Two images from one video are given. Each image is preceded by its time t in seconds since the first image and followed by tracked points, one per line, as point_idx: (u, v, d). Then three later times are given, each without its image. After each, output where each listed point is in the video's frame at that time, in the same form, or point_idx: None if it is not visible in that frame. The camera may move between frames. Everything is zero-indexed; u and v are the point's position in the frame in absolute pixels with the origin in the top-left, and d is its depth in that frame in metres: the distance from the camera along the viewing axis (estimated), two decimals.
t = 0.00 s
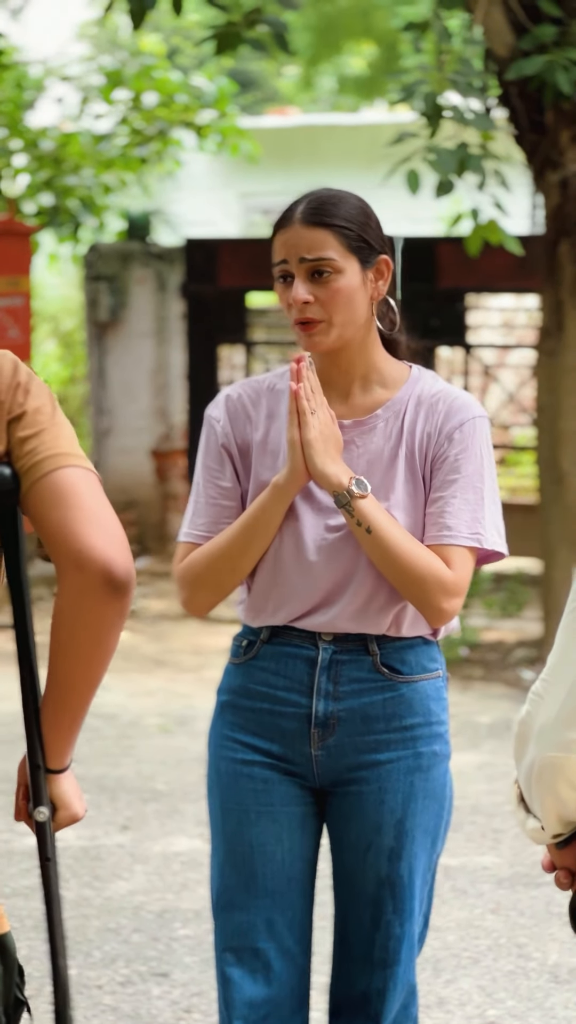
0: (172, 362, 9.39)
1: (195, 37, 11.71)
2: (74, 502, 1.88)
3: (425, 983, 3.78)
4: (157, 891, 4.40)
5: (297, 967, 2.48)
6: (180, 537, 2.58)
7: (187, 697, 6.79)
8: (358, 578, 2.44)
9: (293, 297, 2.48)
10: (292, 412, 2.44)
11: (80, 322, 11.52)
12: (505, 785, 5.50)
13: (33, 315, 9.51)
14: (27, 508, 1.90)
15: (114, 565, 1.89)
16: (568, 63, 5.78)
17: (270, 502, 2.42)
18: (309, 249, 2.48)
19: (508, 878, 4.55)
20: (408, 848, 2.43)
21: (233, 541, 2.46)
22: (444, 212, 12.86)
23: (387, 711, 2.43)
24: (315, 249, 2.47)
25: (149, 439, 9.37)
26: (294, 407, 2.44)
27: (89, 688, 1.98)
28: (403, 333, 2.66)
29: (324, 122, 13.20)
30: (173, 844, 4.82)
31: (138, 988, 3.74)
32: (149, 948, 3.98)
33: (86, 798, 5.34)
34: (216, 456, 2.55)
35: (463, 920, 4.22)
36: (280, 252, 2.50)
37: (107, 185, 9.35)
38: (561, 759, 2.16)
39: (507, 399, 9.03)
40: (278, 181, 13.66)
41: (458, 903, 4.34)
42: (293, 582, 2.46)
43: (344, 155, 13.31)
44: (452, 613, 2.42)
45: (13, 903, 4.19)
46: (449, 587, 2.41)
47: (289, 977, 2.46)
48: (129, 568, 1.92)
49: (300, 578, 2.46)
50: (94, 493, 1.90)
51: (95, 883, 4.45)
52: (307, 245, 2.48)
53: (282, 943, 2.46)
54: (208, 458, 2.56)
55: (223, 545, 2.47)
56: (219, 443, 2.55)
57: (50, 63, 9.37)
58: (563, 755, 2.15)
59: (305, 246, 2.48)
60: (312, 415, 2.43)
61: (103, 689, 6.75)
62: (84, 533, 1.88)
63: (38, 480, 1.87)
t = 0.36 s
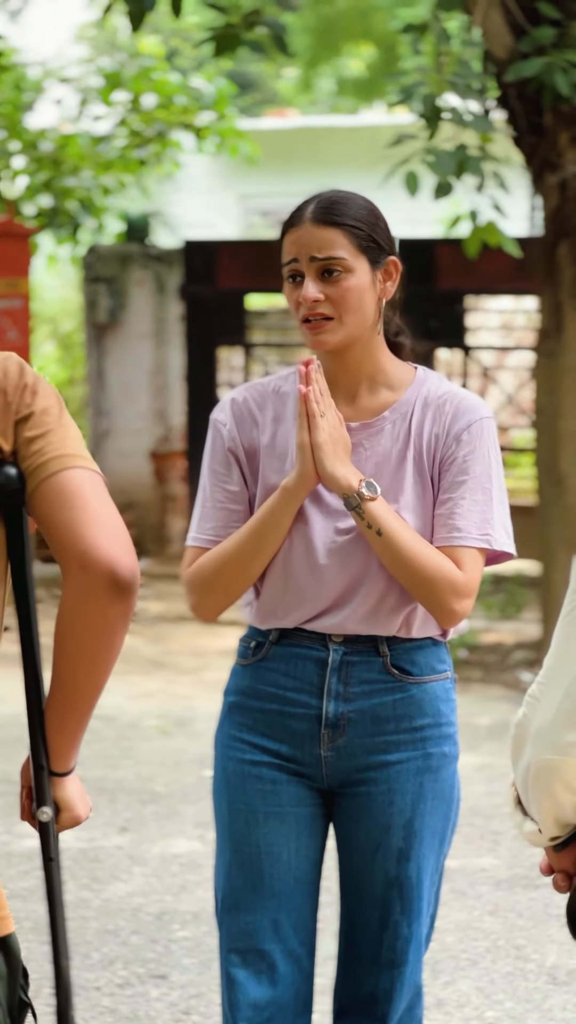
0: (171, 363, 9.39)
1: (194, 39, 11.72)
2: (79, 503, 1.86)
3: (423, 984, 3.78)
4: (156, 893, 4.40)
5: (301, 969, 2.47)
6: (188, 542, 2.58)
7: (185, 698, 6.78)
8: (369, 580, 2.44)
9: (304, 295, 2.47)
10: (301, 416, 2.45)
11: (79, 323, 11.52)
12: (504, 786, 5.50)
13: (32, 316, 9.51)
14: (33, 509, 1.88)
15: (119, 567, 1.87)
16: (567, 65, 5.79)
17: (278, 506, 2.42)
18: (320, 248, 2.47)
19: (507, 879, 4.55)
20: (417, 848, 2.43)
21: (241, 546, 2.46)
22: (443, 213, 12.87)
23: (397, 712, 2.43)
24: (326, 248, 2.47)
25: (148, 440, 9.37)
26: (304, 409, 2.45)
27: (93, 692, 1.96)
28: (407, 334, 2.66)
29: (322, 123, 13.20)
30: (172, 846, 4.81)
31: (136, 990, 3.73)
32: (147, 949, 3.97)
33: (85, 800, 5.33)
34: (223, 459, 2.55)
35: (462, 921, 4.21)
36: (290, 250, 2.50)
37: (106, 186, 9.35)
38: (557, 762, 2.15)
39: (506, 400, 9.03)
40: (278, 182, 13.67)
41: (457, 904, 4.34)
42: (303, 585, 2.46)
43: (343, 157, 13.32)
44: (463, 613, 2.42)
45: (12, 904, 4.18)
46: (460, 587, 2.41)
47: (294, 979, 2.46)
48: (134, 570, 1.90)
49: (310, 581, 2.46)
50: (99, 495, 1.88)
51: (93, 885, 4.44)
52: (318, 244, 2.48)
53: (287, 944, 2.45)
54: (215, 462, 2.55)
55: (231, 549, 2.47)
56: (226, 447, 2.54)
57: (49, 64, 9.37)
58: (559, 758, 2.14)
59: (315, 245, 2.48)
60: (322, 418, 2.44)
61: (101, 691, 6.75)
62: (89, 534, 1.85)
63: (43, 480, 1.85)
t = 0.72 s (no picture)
0: (169, 364, 9.39)
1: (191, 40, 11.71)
2: (87, 502, 1.85)
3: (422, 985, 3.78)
4: (154, 894, 4.39)
5: (302, 971, 2.46)
6: (194, 541, 2.58)
7: (183, 700, 6.78)
8: (374, 580, 2.44)
9: (311, 294, 2.47)
10: (310, 412, 2.44)
11: (77, 325, 11.54)
12: (503, 787, 5.50)
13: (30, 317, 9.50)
14: (40, 507, 1.87)
15: (128, 564, 1.87)
16: (565, 66, 5.78)
17: (284, 505, 2.42)
18: (327, 247, 2.48)
19: (505, 880, 4.55)
20: (418, 851, 2.42)
21: (245, 545, 2.45)
22: (442, 215, 12.88)
23: (401, 713, 2.43)
24: (333, 248, 2.48)
25: (146, 442, 9.35)
26: (313, 407, 2.44)
27: (106, 691, 1.95)
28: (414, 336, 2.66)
29: (320, 125, 13.20)
30: (170, 847, 4.81)
31: (134, 990, 3.73)
32: (145, 950, 3.96)
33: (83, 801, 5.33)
34: (231, 458, 2.55)
35: (460, 922, 4.21)
36: (298, 249, 2.51)
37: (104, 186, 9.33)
38: (555, 763, 2.14)
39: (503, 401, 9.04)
40: (276, 184, 13.68)
41: (455, 905, 4.34)
42: (308, 585, 2.46)
43: (341, 158, 13.34)
44: (468, 613, 2.42)
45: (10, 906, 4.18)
46: (465, 586, 2.41)
47: (294, 980, 2.45)
48: (143, 567, 1.89)
49: (315, 581, 2.46)
50: (107, 493, 1.87)
51: (91, 886, 4.44)
52: (325, 243, 2.48)
53: (288, 945, 2.45)
54: (222, 461, 2.55)
55: (236, 548, 2.47)
56: (233, 446, 2.55)
57: (46, 66, 9.36)
58: (556, 760, 2.13)
59: (323, 244, 2.48)
60: (331, 416, 2.44)
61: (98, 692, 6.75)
62: (98, 532, 1.85)
63: (51, 479, 1.85)
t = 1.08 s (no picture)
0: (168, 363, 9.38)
1: (191, 41, 11.72)
2: (96, 504, 1.84)
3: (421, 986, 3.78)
4: (153, 895, 4.39)
5: (306, 973, 2.44)
6: (199, 544, 2.57)
7: (182, 700, 6.78)
8: (380, 583, 2.44)
9: (318, 300, 2.47)
10: (315, 416, 2.44)
11: (77, 325, 11.56)
12: (502, 787, 5.50)
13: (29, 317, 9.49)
14: (50, 509, 1.87)
15: (133, 567, 1.86)
16: (565, 67, 5.78)
17: (290, 507, 2.42)
18: (334, 252, 2.47)
19: (505, 881, 4.55)
20: (425, 851, 2.42)
21: (252, 548, 2.45)
22: (441, 216, 12.89)
23: (408, 714, 2.43)
24: (339, 254, 2.47)
25: (145, 443, 9.33)
26: (318, 410, 2.44)
27: (112, 691, 1.95)
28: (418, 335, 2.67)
29: (319, 125, 13.21)
30: (169, 848, 4.80)
31: (133, 992, 3.72)
32: (144, 951, 3.96)
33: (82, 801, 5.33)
34: (235, 461, 2.54)
35: (459, 923, 4.20)
36: (304, 254, 2.49)
37: (103, 187, 9.31)
38: (551, 766, 2.09)
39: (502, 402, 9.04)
40: (274, 184, 13.68)
41: (455, 906, 4.34)
42: (315, 587, 2.46)
43: (340, 159, 13.35)
44: (475, 615, 2.42)
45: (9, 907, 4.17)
46: (472, 588, 2.41)
47: (297, 982, 2.43)
48: (149, 570, 1.88)
49: (321, 583, 2.46)
50: (116, 495, 1.86)
51: (90, 887, 4.44)
52: (332, 249, 2.47)
53: (292, 948, 2.43)
54: (226, 464, 2.55)
55: (241, 551, 2.47)
56: (237, 448, 2.54)
57: (46, 66, 9.36)
58: (553, 762, 2.09)
59: (329, 250, 2.47)
60: (336, 420, 2.44)
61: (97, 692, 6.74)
62: (105, 534, 1.84)
63: (61, 479, 1.84)
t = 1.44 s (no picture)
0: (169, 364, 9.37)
1: (192, 41, 11.72)
2: (101, 506, 1.83)
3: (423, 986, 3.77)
4: (154, 895, 4.38)
5: (312, 975, 2.42)
6: (202, 545, 2.57)
7: (182, 701, 6.78)
8: (385, 585, 2.44)
9: (326, 307, 2.46)
10: (321, 418, 2.44)
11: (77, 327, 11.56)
12: (503, 788, 5.50)
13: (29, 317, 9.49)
14: (54, 508, 1.86)
15: (139, 568, 1.85)
16: (566, 67, 5.77)
17: (296, 508, 2.41)
18: (342, 260, 2.46)
19: (506, 882, 4.54)
20: (430, 851, 2.42)
21: (257, 550, 2.44)
22: (442, 217, 12.89)
23: (413, 715, 2.42)
24: (347, 262, 2.46)
25: (146, 442, 9.34)
26: (323, 412, 2.44)
27: (114, 691, 1.94)
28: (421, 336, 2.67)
29: (320, 125, 13.20)
30: (171, 848, 4.80)
31: (135, 993, 3.71)
32: (146, 952, 3.95)
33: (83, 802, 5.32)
34: (239, 463, 2.53)
35: (461, 925, 4.20)
36: (311, 261, 2.49)
37: (104, 187, 9.31)
38: (551, 769, 2.08)
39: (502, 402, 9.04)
40: (275, 185, 13.68)
41: (456, 906, 4.33)
42: (320, 589, 2.45)
43: (341, 159, 13.35)
44: (480, 618, 2.42)
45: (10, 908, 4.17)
46: (477, 591, 2.40)
47: (305, 984, 2.40)
48: (154, 571, 1.88)
49: (326, 585, 2.45)
50: (121, 495, 1.86)
51: (91, 888, 4.43)
52: (340, 257, 2.46)
53: (299, 949, 2.40)
54: (230, 466, 2.53)
55: (245, 553, 2.46)
56: (241, 450, 2.53)
57: (46, 66, 9.35)
58: (553, 765, 2.08)
59: (337, 258, 2.47)
60: (341, 423, 2.44)
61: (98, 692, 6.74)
62: (110, 535, 1.83)
63: (67, 479, 1.83)
